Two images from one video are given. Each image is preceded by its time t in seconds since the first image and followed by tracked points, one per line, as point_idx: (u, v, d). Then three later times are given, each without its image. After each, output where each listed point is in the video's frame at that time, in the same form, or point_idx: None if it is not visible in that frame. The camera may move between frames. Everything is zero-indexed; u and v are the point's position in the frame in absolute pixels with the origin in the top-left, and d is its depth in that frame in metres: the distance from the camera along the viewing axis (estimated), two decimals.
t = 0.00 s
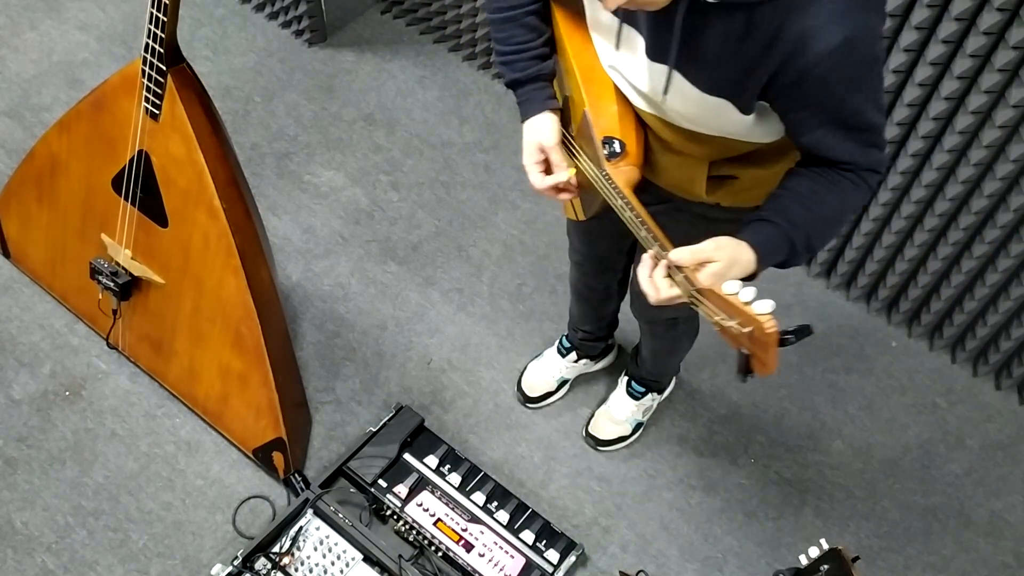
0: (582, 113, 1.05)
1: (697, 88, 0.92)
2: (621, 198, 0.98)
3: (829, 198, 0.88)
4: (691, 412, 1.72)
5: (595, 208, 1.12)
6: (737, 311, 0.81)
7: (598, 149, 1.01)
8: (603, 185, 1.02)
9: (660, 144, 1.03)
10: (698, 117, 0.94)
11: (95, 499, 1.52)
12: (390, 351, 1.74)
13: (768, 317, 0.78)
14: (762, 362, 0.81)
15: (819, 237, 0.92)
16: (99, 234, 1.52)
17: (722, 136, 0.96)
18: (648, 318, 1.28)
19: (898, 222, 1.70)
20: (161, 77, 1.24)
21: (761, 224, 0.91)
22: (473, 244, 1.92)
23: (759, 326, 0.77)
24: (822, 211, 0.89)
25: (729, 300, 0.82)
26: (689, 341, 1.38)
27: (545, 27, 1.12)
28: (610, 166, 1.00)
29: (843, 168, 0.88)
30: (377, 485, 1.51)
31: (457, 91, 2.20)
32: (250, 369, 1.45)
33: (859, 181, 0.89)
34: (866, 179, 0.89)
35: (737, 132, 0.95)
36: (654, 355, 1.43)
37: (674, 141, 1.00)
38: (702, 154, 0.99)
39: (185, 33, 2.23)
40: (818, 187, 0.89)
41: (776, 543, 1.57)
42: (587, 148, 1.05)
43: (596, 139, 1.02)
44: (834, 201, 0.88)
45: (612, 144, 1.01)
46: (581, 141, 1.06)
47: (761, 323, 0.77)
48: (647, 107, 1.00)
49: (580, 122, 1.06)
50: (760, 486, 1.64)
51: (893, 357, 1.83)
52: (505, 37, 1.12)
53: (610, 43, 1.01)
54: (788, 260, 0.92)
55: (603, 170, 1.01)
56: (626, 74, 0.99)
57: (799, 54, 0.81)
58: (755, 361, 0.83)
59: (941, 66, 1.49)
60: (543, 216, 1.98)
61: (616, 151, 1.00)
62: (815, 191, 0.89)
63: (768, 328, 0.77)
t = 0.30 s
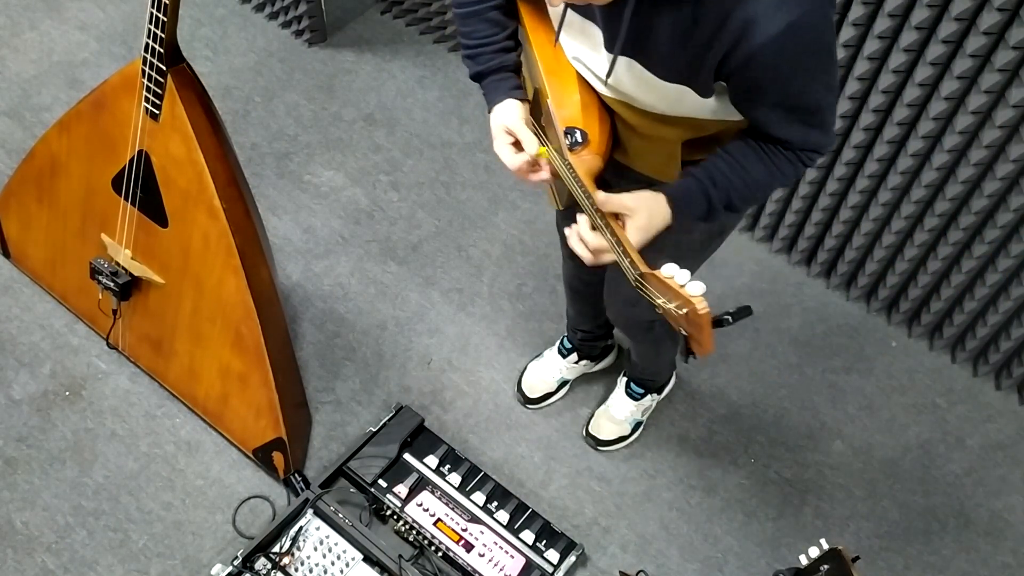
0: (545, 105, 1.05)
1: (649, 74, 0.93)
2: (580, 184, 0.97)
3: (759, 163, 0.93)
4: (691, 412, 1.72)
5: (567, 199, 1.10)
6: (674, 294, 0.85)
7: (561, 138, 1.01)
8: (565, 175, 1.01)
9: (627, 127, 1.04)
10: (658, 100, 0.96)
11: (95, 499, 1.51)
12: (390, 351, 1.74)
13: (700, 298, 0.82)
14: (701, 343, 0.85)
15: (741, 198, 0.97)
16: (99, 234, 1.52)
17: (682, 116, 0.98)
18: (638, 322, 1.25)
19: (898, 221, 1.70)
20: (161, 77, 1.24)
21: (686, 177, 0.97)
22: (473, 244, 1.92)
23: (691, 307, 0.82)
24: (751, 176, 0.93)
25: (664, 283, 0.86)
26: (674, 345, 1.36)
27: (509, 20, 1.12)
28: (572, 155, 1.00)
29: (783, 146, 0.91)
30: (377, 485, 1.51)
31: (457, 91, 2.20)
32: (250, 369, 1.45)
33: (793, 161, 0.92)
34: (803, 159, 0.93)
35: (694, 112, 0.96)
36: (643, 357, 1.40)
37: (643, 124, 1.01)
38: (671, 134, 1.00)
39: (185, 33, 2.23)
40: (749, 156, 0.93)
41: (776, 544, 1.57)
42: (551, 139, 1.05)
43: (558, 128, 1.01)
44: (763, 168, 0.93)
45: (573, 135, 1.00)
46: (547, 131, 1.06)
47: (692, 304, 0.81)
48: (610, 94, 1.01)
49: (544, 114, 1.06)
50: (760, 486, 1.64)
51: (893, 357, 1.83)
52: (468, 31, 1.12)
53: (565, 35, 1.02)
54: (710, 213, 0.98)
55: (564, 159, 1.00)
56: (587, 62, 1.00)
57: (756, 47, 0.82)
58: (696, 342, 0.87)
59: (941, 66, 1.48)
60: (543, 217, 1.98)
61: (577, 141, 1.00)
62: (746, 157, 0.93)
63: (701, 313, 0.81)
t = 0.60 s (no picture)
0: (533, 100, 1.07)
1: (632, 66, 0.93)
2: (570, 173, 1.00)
3: (747, 137, 0.92)
4: (691, 412, 1.72)
5: (558, 193, 1.13)
6: (675, 270, 0.86)
7: (550, 130, 1.04)
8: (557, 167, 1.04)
9: (615, 121, 1.06)
10: (641, 87, 0.95)
11: (95, 499, 1.52)
12: (390, 351, 1.74)
13: (702, 270, 0.83)
14: (707, 316, 0.86)
15: (727, 172, 0.95)
16: (99, 234, 1.52)
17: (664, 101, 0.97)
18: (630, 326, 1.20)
19: (898, 221, 1.70)
20: (161, 77, 1.24)
21: (671, 148, 0.95)
22: (473, 244, 1.92)
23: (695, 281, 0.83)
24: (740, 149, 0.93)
25: (664, 260, 0.86)
26: (654, 354, 1.30)
27: (489, 19, 1.12)
28: (561, 147, 1.02)
29: (772, 121, 0.91)
30: (377, 485, 1.51)
31: (457, 91, 2.20)
32: (250, 369, 1.45)
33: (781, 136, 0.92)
34: (791, 134, 0.93)
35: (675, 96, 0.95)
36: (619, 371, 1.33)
37: (630, 115, 1.02)
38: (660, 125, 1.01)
39: (185, 33, 2.23)
40: (737, 128, 0.93)
41: (776, 544, 1.57)
42: (541, 133, 1.07)
43: (547, 121, 1.04)
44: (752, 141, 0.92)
45: (562, 126, 1.03)
46: (537, 125, 1.09)
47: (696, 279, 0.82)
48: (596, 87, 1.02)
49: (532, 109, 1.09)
50: (760, 486, 1.64)
51: (893, 357, 1.83)
52: (449, 34, 1.12)
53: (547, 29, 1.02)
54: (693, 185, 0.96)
55: (554, 151, 1.03)
56: (570, 54, 1.01)
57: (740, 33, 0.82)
58: (700, 317, 0.88)
59: (941, 66, 1.48)
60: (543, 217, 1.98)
61: (566, 132, 1.03)
62: (734, 130, 0.93)
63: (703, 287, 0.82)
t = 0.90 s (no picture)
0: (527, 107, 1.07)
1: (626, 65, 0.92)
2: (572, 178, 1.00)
3: (746, 130, 0.93)
4: (691, 412, 1.72)
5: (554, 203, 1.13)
6: (694, 265, 0.86)
7: (546, 138, 1.03)
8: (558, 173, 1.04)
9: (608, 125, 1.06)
10: (637, 86, 0.95)
11: (95, 499, 1.52)
12: (390, 351, 1.74)
13: (723, 262, 0.83)
14: (730, 309, 0.85)
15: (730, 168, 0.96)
16: (99, 234, 1.52)
17: (660, 101, 0.97)
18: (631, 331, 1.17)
19: (898, 221, 1.70)
20: (161, 77, 1.24)
21: (672, 147, 0.96)
22: (473, 244, 1.92)
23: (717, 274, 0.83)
24: (741, 142, 0.93)
25: (684, 256, 0.87)
26: (655, 368, 1.25)
27: (480, 31, 1.12)
28: (560, 153, 1.02)
29: (769, 111, 0.91)
30: (377, 485, 1.51)
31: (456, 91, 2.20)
32: (251, 369, 1.45)
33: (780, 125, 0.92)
34: (790, 123, 0.93)
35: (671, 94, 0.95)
36: (621, 390, 1.27)
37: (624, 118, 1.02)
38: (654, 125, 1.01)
39: (185, 33, 2.23)
40: (736, 121, 0.93)
41: (776, 544, 1.57)
42: (538, 141, 1.07)
43: (544, 129, 1.03)
44: (752, 134, 0.93)
45: (559, 132, 1.03)
46: (532, 134, 1.08)
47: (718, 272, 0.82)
48: (588, 92, 1.02)
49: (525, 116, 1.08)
50: (760, 486, 1.64)
51: (893, 357, 1.83)
52: (443, 52, 1.12)
53: (533, 36, 1.02)
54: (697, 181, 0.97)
55: (553, 157, 1.03)
56: (559, 60, 1.01)
57: (735, 24, 0.82)
58: (722, 310, 0.87)
59: (941, 66, 1.48)
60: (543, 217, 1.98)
61: (564, 138, 1.03)
62: (732, 123, 0.93)
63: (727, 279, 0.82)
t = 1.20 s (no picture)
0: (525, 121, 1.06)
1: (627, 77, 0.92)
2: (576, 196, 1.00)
3: (747, 140, 0.93)
4: (691, 412, 1.72)
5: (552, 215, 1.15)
6: (705, 283, 0.84)
7: (546, 153, 1.03)
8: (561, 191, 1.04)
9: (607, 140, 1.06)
10: (636, 98, 0.95)
11: (95, 499, 1.52)
12: (390, 351, 1.74)
13: (736, 281, 0.81)
14: (743, 329, 0.83)
15: (732, 179, 0.96)
16: (99, 234, 1.52)
17: (659, 114, 0.97)
18: (632, 343, 1.17)
19: (897, 221, 1.70)
20: (161, 77, 1.24)
21: (674, 160, 0.96)
22: (473, 244, 1.92)
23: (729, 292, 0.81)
24: (741, 153, 0.93)
25: (693, 274, 0.84)
26: (654, 378, 1.26)
27: (470, 45, 1.12)
28: (561, 170, 1.02)
29: (768, 120, 0.91)
30: (377, 485, 1.51)
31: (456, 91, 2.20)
32: (250, 369, 1.45)
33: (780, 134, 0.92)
34: (790, 131, 0.93)
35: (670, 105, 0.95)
36: (621, 400, 1.27)
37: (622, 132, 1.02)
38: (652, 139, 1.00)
39: (186, 33, 2.23)
40: (736, 132, 0.93)
41: (776, 544, 1.57)
42: (536, 155, 1.07)
43: (543, 144, 1.03)
44: (753, 145, 0.93)
45: (559, 148, 1.02)
46: (529, 148, 1.08)
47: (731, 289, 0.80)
48: (587, 107, 1.02)
49: (523, 130, 1.08)
50: (760, 486, 1.64)
51: (892, 356, 1.83)
52: (432, 68, 1.12)
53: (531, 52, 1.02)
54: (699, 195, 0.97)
55: (554, 174, 1.03)
56: (556, 74, 1.01)
57: (737, 31, 0.82)
58: (735, 329, 0.85)
59: (941, 66, 1.48)
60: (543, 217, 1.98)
61: (564, 154, 1.02)
62: (733, 135, 0.93)
63: (740, 296, 0.80)
